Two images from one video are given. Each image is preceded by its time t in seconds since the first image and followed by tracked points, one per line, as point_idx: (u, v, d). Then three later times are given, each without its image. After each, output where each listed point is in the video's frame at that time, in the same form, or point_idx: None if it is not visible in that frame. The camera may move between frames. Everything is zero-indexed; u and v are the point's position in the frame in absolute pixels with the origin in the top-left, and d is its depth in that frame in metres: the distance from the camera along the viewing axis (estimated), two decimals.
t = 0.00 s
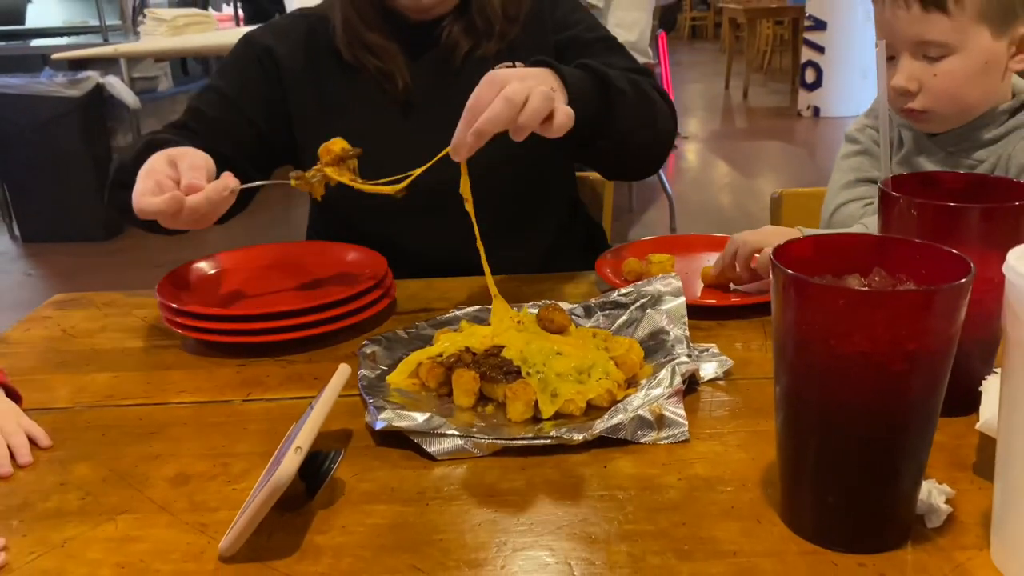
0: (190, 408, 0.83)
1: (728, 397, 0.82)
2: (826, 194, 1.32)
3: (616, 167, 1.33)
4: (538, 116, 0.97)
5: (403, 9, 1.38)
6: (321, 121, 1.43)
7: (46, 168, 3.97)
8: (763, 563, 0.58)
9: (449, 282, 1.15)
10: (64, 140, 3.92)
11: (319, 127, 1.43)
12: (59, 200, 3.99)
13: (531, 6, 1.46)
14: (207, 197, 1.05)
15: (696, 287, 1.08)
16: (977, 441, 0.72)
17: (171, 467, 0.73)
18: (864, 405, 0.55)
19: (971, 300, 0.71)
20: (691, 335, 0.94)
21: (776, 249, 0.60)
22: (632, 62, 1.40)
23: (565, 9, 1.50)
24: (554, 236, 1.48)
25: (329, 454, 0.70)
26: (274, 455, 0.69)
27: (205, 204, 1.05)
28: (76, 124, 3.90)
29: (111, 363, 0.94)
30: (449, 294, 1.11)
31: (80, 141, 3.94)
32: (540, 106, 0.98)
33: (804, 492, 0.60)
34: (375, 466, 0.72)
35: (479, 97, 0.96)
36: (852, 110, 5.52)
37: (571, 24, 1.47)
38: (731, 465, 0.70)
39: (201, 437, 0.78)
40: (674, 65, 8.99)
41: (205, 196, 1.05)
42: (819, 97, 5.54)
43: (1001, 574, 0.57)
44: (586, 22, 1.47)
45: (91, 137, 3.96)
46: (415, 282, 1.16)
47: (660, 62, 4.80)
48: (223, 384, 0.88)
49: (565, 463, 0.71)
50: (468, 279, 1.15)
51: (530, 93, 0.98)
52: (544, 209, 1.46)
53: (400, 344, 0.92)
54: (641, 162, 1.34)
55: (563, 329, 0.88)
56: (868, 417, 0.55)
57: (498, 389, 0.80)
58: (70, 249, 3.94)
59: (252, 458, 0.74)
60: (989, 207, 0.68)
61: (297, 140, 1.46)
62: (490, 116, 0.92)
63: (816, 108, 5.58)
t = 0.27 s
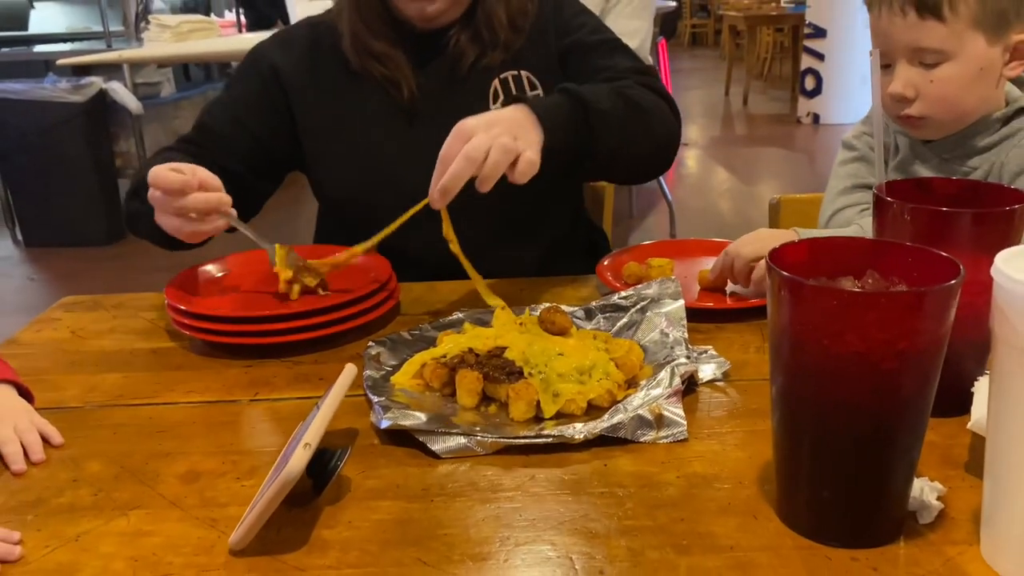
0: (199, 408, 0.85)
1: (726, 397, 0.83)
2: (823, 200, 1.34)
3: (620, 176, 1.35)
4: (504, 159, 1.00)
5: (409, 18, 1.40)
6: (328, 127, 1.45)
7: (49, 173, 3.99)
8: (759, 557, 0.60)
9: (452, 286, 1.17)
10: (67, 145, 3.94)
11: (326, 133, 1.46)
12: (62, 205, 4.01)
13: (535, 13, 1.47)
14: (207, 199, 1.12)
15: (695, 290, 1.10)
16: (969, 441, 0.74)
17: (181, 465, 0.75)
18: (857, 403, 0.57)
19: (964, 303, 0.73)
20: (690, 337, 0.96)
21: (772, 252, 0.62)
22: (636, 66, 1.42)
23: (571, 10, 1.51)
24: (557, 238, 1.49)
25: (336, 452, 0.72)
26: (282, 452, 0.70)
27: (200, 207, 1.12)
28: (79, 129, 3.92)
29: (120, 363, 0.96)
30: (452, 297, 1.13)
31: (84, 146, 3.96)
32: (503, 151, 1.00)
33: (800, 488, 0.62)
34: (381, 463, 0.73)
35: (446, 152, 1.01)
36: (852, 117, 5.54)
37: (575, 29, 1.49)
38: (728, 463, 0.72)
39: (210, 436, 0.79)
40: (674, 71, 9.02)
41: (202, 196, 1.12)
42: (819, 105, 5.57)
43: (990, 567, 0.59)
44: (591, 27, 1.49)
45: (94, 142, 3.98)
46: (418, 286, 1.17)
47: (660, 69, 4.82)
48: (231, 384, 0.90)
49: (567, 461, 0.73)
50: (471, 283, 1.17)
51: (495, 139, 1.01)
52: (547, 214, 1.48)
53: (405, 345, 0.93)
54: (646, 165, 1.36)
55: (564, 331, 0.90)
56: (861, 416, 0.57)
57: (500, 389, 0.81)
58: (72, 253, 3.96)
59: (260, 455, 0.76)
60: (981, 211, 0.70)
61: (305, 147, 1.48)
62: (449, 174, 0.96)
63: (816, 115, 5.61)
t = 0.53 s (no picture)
0: (206, 405, 0.86)
1: (724, 396, 0.85)
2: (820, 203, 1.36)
3: (620, 182, 1.37)
4: (486, 177, 0.99)
5: (411, 25, 1.41)
6: (332, 131, 1.47)
7: (53, 178, 4.01)
8: (756, 549, 0.61)
9: (454, 287, 1.18)
10: (71, 150, 3.96)
11: (330, 138, 1.47)
12: (65, 210, 4.02)
13: (536, 19, 1.49)
14: (237, 164, 1.14)
15: (694, 292, 1.12)
16: (963, 438, 0.75)
17: (189, 460, 0.76)
18: (851, 399, 0.58)
19: (956, 303, 0.74)
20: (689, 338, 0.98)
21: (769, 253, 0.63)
22: (636, 72, 1.44)
23: (572, 17, 1.52)
24: (557, 241, 1.51)
25: (341, 447, 0.73)
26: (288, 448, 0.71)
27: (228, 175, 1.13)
28: (83, 134, 3.94)
29: (128, 362, 0.98)
30: (455, 298, 1.14)
31: (87, 151, 3.98)
32: (484, 171, 0.99)
33: (795, 483, 0.63)
34: (385, 459, 0.75)
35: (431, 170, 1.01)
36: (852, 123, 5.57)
37: (577, 35, 1.50)
38: (726, 459, 0.73)
39: (217, 432, 0.81)
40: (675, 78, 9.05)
41: (234, 163, 1.14)
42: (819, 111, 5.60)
43: (981, 559, 0.60)
44: (592, 33, 1.51)
45: (97, 147, 4.00)
46: (421, 287, 1.19)
47: (661, 76, 4.84)
48: (237, 383, 0.91)
49: (567, 458, 0.74)
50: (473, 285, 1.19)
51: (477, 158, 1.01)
52: (548, 217, 1.50)
53: (408, 345, 0.95)
54: (644, 170, 1.38)
55: (565, 330, 0.92)
56: (854, 411, 0.58)
57: (502, 387, 0.83)
58: (75, 257, 3.98)
59: (267, 451, 0.77)
60: (972, 214, 0.72)
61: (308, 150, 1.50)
62: (432, 197, 0.97)
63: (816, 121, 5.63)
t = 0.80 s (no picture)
0: (210, 405, 0.87)
1: (722, 396, 0.86)
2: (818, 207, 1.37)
3: (620, 186, 1.38)
4: (488, 181, 1.00)
5: (414, 30, 1.43)
6: (334, 135, 1.48)
7: (56, 182, 4.03)
8: (752, 545, 0.62)
9: (456, 290, 1.19)
10: (74, 155, 3.98)
11: (333, 142, 1.48)
12: (68, 214, 4.04)
13: (539, 25, 1.51)
14: (248, 152, 1.16)
15: (693, 295, 1.13)
16: (958, 438, 0.76)
17: (194, 458, 0.77)
18: (845, 397, 0.59)
19: (951, 304, 0.75)
20: (688, 339, 0.99)
21: (766, 252, 0.64)
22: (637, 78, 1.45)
23: (574, 23, 1.54)
24: (558, 246, 1.52)
25: (344, 444, 0.74)
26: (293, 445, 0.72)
27: (237, 160, 1.14)
28: (86, 139, 3.96)
29: (132, 363, 0.99)
30: (456, 300, 1.16)
31: (90, 156, 4.00)
32: (485, 175, 1.00)
33: (791, 479, 0.64)
34: (387, 457, 0.76)
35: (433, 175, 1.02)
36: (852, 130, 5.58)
37: (578, 41, 1.52)
38: (724, 458, 0.74)
39: (221, 431, 0.82)
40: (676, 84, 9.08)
41: (244, 152, 1.16)
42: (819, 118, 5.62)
43: (974, 555, 0.61)
44: (594, 39, 1.52)
45: (101, 152, 4.02)
46: (423, 289, 1.20)
47: (661, 82, 4.84)
48: (241, 383, 0.93)
49: (567, 456, 0.75)
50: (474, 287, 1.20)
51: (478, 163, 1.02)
52: (549, 222, 1.51)
53: (410, 345, 0.96)
54: (645, 175, 1.39)
55: (565, 331, 0.93)
56: (849, 408, 0.59)
57: (503, 387, 0.84)
58: (78, 262, 3.99)
59: (271, 449, 0.78)
60: (967, 216, 0.73)
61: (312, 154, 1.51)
62: (434, 200, 0.98)
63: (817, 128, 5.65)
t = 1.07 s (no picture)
0: (213, 403, 0.88)
1: (722, 395, 0.86)
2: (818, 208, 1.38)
3: (621, 188, 1.38)
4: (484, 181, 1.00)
5: (417, 33, 1.44)
6: (337, 137, 1.49)
7: (58, 185, 4.04)
8: (752, 541, 0.63)
9: (458, 290, 1.20)
10: (77, 158, 3.99)
11: (335, 144, 1.49)
12: (70, 216, 4.05)
13: (540, 28, 1.52)
14: (238, 139, 1.18)
15: (694, 295, 1.13)
16: (956, 437, 0.77)
17: (198, 455, 0.77)
18: (844, 393, 0.60)
19: (949, 304, 0.76)
20: (689, 339, 0.99)
21: (765, 251, 0.65)
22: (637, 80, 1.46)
23: (576, 25, 1.55)
24: (559, 247, 1.52)
25: (346, 441, 0.75)
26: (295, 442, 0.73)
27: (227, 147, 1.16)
28: (89, 142, 3.97)
29: (136, 361, 0.99)
30: (458, 300, 1.16)
31: (93, 158, 4.01)
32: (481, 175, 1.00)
33: (791, 476, 0.64)
34: (389, 454, 0.76)
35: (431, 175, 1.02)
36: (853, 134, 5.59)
37: (579, 44, 1.53)
38: (724, 455, 0.75)
39: (224, 428, 0.82)
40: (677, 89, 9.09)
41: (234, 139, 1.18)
42: (820, 122, 5.63)
43: (972, 551, 0.61)
44: (595, 42, 1.53)
45: (103, 155, 4.03)
46: (425, 290, 1.21)
47: (663, 85, 4.85)
48: (244, 381, 0.93)
49: (568, 454, 0.76)
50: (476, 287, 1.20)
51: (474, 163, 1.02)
52: (551, 223, 1.52)
53: (412, 345, 0.97)
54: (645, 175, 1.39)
55: (566, 331, 0.93)
56: (848, 404, 0.60)
57: (504, 386, 0.84)
58: (80, 264, 4.00)
59: (274, 447, 0.79)
60: (965, 216, 0.73)
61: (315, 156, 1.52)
62: (432, 199, 0.98)
63: (818, 132, 5.66)
